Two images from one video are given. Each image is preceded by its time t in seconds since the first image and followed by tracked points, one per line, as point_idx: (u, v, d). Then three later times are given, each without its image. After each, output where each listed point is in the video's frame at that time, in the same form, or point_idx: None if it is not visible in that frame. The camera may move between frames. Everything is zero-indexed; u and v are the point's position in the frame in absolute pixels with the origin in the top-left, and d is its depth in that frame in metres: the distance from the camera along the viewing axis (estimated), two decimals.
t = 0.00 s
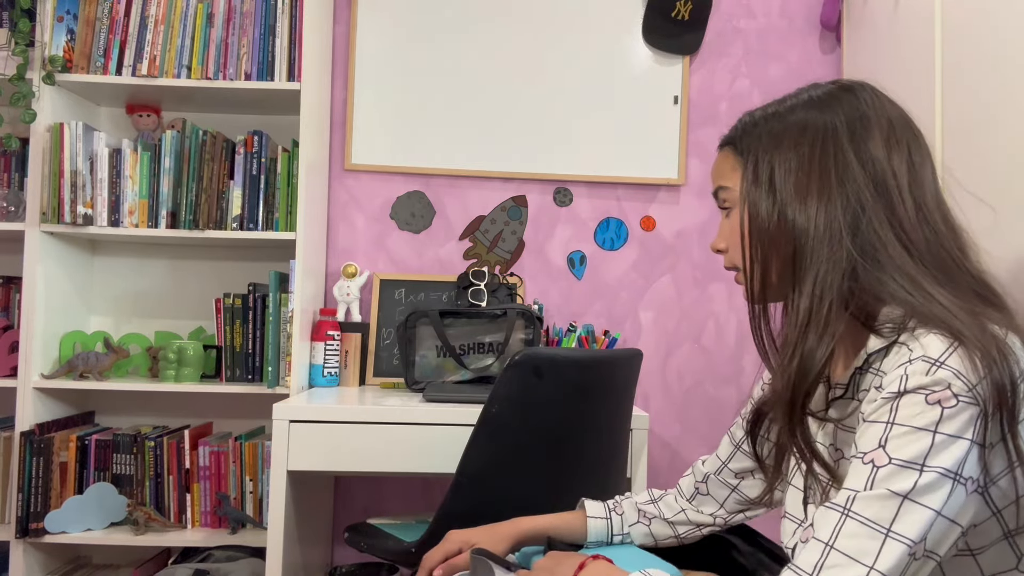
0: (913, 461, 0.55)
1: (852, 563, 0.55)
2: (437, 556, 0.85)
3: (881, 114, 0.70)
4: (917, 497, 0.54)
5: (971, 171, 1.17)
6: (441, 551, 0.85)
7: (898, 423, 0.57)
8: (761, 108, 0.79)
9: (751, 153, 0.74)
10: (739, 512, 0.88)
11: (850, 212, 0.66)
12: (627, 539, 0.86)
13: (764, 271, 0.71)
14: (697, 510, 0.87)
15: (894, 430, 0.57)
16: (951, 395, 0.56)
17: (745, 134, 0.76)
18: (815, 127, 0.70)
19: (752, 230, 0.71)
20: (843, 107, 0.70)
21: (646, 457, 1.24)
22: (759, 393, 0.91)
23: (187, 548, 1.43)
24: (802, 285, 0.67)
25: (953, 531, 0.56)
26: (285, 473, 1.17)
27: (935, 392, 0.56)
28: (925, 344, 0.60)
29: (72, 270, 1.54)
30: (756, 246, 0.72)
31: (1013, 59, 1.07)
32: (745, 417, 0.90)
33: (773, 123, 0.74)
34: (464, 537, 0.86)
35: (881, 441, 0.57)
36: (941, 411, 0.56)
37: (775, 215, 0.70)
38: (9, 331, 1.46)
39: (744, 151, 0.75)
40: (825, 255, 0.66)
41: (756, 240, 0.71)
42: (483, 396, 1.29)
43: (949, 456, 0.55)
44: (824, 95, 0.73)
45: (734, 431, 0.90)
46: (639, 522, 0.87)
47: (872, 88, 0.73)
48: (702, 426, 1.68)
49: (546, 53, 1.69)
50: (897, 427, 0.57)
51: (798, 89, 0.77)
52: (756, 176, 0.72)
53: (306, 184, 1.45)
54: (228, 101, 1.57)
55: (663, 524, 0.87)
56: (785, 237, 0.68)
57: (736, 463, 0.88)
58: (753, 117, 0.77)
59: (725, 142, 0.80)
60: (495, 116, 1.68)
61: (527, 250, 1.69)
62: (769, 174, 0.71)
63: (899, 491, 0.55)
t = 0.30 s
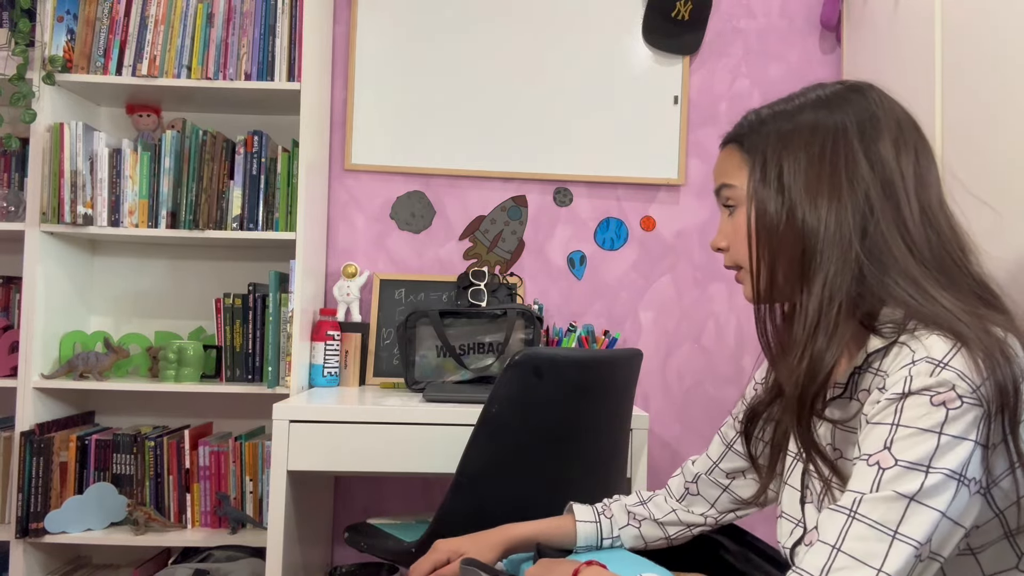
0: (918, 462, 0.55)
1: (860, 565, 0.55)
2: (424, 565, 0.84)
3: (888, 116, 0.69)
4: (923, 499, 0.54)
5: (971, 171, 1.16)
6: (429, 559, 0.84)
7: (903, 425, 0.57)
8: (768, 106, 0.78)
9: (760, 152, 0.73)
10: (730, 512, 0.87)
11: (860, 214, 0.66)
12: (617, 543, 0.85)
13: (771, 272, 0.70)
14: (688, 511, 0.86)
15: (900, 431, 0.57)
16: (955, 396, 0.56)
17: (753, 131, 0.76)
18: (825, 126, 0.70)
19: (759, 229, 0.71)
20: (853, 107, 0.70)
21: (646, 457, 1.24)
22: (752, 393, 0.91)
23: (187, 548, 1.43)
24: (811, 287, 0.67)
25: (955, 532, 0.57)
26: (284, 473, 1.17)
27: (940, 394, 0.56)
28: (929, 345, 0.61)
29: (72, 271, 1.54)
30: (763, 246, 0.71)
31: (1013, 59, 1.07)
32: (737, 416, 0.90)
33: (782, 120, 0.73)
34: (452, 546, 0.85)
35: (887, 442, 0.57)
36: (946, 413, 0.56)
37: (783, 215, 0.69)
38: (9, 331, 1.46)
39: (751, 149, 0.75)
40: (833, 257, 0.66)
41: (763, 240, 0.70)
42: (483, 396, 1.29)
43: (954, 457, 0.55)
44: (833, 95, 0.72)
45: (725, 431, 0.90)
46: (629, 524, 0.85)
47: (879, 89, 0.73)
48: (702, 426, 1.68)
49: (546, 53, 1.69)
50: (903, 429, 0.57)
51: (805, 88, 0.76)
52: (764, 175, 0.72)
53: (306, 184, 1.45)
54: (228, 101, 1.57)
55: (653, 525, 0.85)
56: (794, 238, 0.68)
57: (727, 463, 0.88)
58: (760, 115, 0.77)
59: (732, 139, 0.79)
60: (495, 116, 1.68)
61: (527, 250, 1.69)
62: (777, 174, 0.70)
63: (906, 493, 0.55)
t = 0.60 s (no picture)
0: (916, 460, 0.55)
1: (868, 572, 0.54)
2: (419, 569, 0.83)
3: (898, 117, 0.70)
4: (924, 498, 0.54)
5: (971, 171, 1.16)
6: (425, 561, 0.84)
7: (898, 422, 0.57)
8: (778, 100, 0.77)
9: (780, 147, 0.72)
10: (726, 513, 0.87)
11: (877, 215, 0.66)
12: (613, 544, 0.86)
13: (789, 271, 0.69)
14: (685, 513, 0.86)
15: (895, 428, 0.57)
16: (945, 390, 0.56)
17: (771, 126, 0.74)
18: (847, 123, 0.69)
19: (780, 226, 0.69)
20: (868, 106, 0.70)
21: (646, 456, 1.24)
22: (748, 393, 0.91)
23: (187, 548, 1.43)
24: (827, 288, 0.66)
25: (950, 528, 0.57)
26: (284, 472, 1.17)
27: (931, 389, 0.57)
28: (918, 339, 0.61)
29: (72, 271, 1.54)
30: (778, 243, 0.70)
31: (1013, 58, 1.07)
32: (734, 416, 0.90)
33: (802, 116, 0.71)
34: (446, 548, 0.85)
35: (882, 441, 0.57)
36: (940, 408, 0.56)
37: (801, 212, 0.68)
38: (9, 331, 1.46)
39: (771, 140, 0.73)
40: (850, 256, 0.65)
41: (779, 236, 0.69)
42: (483, 395, 1.29)
43: (950, 451, 0.55)
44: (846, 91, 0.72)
45: (720, 430, 0.90)
46: (625, 526, 0.86)
47: (887, 90, 0.73)
48: (701, 426, 1.68)
49: (546, 53, 1.69)
50: (898, 426, 0.57)
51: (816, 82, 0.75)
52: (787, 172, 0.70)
53: (306, 184, 1.45)
54: (228, 100, 1.57)
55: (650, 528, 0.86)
56: (812, 235, 0.67)
57: (724, 463, 0.88)
58: (774, 108, 0.75)
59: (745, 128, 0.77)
60: (495, 116, 1.68)
61: (527, 250, 1.69)
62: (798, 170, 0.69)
63: (907, 495, 0.54)
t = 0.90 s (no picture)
0: (939, 451, 0.56)
1: None
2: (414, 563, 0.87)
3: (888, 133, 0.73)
4: (943, 488, 0.56)
5: (971, 171, 1.17)
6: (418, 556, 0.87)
7: (915, 413, 0.57)
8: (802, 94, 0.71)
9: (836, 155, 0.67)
10: (713, 516, 0.88)
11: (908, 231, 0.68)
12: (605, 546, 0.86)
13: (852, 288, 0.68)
14: (671, 518, 0.87)
15: (914, 420, 0.57)
16: (953, 376, 0.58)
17: (832, 120, 0.68)
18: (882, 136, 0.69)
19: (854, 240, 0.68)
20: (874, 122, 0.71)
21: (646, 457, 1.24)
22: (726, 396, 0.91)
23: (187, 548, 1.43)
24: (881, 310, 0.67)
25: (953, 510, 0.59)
26: (284, 472, 1.17)
27: (942, 376, 0.58)
28: (918, 328, 0.62)
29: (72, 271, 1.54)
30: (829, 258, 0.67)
31: (1014, 58, 1.07)
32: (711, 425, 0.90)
33: (850, 118, 0.68)
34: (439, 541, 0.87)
35: (903, 433, 0.57)
36: (953, 395, 0.57)
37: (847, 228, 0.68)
38: (9, 331, 1.47)
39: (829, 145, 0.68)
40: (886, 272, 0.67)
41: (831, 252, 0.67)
42: (483, 395, 1.29)
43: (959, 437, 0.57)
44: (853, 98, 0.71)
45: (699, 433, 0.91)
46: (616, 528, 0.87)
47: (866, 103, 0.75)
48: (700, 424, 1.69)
49: (546, 53, 1.69)
50: (915, 417, 0.57)
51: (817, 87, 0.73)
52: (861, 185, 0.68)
53: (306, 184, 1.45)
54: (227, 101, 1.57)
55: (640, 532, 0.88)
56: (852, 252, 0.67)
57: (705, 465, 0.88)
58: (820, 102, 0.69)
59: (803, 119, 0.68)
60: (495, 116, 1.68)
61: (527, 250, 1.69)
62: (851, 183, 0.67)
63: (933, 489, 0.55)
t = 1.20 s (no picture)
0: (934, 466, 0.55)
1: None
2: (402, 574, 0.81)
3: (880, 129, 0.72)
4: (938, 504, 0.56)
5: (972, 172, 1.17)
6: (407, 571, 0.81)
7: (910, 428, 0.57)
8: (784, 98, 0.71)
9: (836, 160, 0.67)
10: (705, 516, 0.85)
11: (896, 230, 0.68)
12: (598, 547, 0.83)
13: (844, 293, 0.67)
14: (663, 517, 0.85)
15: (909, 435, 0.57)
16: (946, 389, 0.57)
17: (815, 124, 0.68)
18: (866, 135, 0.69)
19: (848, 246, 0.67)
20: (867, 121, 0.70)
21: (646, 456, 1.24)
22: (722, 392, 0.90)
23: (187, 547, 1.43)
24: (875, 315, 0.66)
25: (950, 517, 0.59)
26: (284, 473, 1.17)
27: (936, 390, 0.57)
28: (912, 338, 0.62)
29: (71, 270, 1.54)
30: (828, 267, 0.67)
31: (1014, 59, 1.07)
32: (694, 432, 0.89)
33: (832, 119, 0.68)
34: (428, 559, 0.83)
35: (899, 449, 0.57)
36: (946, 408, 0.56)
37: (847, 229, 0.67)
38: (9, 331, 1.46)
39: (827, 148, 0.67)
40: (879, 270, 0.66)
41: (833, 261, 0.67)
42: (483, 395, 1.29)
43: (953, 449, 0.57)
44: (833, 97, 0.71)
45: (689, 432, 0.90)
46: (610, 527, 0.84)
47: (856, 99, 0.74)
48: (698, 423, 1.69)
49: (545, 53, 1.69)
50: (911, 433, 0.57)
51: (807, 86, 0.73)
52: (850, 190, 0.67)
53: (306, 184, 1.45)
54: (228, 100, 1.57)
55: (630, 534, 0.84)
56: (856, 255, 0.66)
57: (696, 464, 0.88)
58: (804, 107, 0.69)
59: (795, 128, 0.67)
60: (495, 115, 1.68)
61: (527, 250, 1.69)
62: (851, 186, 0.67)
63: (928, 506, 0.55)
